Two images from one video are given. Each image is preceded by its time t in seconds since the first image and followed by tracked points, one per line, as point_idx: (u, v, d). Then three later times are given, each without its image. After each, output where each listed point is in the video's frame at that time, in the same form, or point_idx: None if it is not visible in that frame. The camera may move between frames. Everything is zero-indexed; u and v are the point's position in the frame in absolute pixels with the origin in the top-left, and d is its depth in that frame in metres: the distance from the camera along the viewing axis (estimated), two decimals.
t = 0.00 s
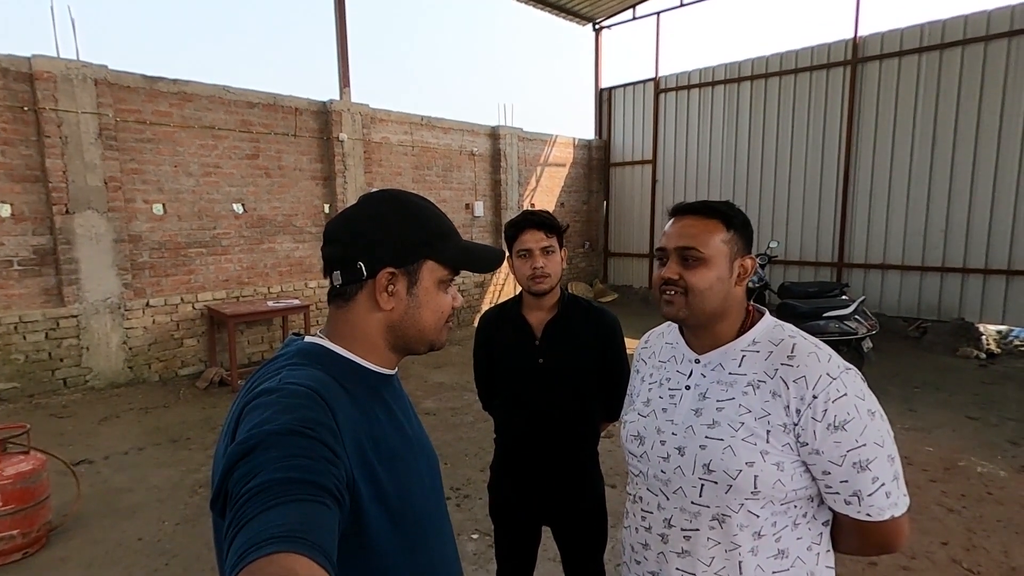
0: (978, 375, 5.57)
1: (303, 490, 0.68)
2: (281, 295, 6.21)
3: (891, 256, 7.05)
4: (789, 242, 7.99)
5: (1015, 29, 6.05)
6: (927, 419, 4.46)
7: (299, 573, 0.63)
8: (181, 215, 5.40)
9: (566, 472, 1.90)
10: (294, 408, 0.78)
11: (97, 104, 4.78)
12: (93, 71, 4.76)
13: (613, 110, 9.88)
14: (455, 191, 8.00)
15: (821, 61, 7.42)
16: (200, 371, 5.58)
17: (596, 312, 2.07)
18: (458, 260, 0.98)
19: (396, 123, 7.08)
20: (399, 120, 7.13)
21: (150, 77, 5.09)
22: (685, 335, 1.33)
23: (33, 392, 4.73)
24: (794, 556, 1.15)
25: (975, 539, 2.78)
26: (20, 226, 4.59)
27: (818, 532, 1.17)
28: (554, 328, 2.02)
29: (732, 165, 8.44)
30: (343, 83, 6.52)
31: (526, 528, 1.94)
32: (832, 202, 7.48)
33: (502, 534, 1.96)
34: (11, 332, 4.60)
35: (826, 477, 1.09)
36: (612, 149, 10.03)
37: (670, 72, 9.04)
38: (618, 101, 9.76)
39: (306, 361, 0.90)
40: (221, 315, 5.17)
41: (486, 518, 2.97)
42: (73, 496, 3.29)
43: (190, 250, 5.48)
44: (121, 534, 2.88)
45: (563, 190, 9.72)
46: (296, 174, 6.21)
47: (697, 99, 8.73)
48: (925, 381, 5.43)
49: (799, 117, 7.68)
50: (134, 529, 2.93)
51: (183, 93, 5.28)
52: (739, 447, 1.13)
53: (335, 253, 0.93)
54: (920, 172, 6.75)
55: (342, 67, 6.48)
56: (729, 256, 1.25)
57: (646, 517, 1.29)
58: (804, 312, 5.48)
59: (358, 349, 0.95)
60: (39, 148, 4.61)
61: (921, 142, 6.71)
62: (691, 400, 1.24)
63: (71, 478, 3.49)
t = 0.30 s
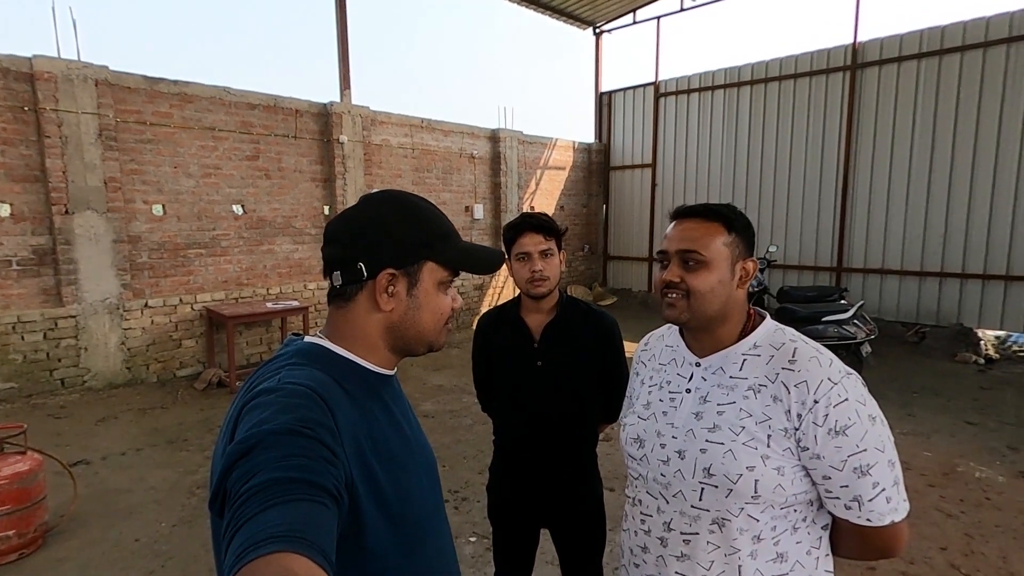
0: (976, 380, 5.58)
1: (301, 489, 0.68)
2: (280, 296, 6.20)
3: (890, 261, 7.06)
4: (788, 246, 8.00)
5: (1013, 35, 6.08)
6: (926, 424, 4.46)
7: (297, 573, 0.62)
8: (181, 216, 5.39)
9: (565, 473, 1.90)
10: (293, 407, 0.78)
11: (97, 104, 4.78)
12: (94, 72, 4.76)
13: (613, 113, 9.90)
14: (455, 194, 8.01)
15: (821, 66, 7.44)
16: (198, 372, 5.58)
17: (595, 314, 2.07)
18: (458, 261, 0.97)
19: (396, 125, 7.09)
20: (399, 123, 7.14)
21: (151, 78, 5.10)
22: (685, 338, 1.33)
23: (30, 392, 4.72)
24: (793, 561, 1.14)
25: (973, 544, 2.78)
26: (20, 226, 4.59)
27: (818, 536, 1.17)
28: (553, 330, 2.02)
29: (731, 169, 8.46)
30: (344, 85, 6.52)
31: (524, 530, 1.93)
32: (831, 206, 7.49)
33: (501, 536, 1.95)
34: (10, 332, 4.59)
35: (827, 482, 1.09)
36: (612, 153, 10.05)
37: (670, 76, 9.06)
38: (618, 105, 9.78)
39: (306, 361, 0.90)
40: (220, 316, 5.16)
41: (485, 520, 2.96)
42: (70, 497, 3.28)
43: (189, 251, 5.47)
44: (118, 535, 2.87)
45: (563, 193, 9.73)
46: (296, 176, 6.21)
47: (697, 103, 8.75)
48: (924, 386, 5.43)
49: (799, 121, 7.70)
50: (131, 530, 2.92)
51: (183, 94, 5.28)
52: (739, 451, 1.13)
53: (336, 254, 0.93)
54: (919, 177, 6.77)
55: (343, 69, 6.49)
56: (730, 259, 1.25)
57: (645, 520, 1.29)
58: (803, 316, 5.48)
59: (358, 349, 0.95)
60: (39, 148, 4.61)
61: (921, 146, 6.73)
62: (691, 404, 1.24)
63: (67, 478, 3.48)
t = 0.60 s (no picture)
0: (976, 378, 5.58)
1: (304, 488, 0.69)
2: (281, 297, 6.21)
3: (890, 260, 7.07)
4: (788, 246, 8.00)
5: (1012, 35, 6.08)
6: (925, 423, 4.47)
7: (304, 570, 0.63)
8: (181, 217, 5.40)
9: (566, 472, 1.90)
10: (295, 407, 0.78)
11: (97, 105, 4.78)
12: (94, 73, 4.77)
13: (612, 113, 9.90)
14: (455, 194, 8.01)
15: (820, 65, 7.44)
16: (199, 373, 5.58)
17: (594, 314, 2.07)
18: (458, 259, 0.98)
19: (396, 126, 7.09)
20: (399, 123, 7.14)
21: (150, 79, 5.10)
22: (686, 337, 1.34)
23: (31, 393, 4.72)
24: (796, 557, 1.15)
25: (973, 543, 2.78)
26: (20, 228, 4.59)
27: (820, 533, 1.17)
28: (554, 329, 2.02)
29: (731, 168, 8.46)
30: (343, 86, 6.53)
31: (525, 529, 1.93)
32: (831, 205, 7.50)
33: (502, 535, 1.96)
34: (10, 333, 4.59)
35: (829, 478, 1.09)
36: (612, 153, 10.05)
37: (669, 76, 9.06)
38: (617, 105, 9.78)
39: (307, 361, 0.90)
40: (220, 317, 5.16)
41: (486, 521, 2.96)
42: (72, 498, 3.28)
43: (189, 252, 5.47)
44: (119, 536, 2.88)
45: (563, 193, 9.73)
46: (296, 176, 6.22)
47: (697, 103, 8.75)
48: (923, 385, 5.43)
49: (798, 120, 7.70)
50: (132, 531, 2.92)
51: (183, 95, 5.29)
52: (742, 449, 1.14)
53: (335, 253, 0.93)
54: (918, 176, 6.77)
55: (342, 69, 6.49)
56: (732, 255, 1.25)
57: (648, 519, 1.30)
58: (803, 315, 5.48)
59: (359, 347, 0.95)
60: (39, 149, 4.61)
61: (920, 145, 6.73)
62: (693, 402, 1.24)
63: (68, 479, 3.48)
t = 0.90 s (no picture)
0: (977, 375, 5.59)
1: (304, 488, 0.69)
2: (281, 297, 6.21)
3: (890, 257, 7.06)
4: (788, 244, 8.00)
5: (1012, 31, 6.07)
6: (926, 420, 4.47)
7: (302, 570, 0.63)
8: (180, 218, 5.40)
9: (566, 471, 1.90)
10: (295, 406, 0.78)
11: (96, 106, 4.78)
12: (93, 74, 4.77)
13: (611, 111, 9.89)
14: (454, 193, 8.01)
15: (819, 63, 7.44)
16: (199, 374, 5.58)
17: (593, 312, 2.07)
18: (457, 258, 0.98)
19: (395, 125, 7.09)
20: (398, 123, 7.14)
21: (149, 80, 5.10)
22: (684, 333, 1.33)
23: (32, 395, 4.72)
24: (796, 551, 1.15)
25: (975, 539, 2.78)
26: (19, 229, 4.59)
27: (820, 527, 1.17)
28: (553, 328, 2.02)
29: (731, 166, 8.45)
30: (342, 85, 6.52)
31: (525, 528, 1.94)
32: (831, 203, 7.50)
33: (502, 534, 1.96)
34: (10, 335, 4.59)
35: (828, 470, 1.09)
36: (611, 151, 10.05)
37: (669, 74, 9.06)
38: (616, 103, 9.77)
39: (306, 359, 0.90)
40: (221, 318, 5.15)
41: (487, 519, 2.96)
42: (73, 499, 3.29)
43: (189, 252, 5.48)
44: (121, 536, 2.88)
45: (562, 191, 9.72)
46: (296, 176, 6.21)
47: (696, 101, 8.74)
48: (924, 382, 5.43)
49: (798, 117, 7.70)
50: (133, 532, 2.92)
51: (182, 95, 5.29)
52: (740, 441, 1.14)
53: (333, 253, 0.93)
54: (918, 173, 6.77)
55: (341, 69, 6.49)
56: (731, 254, 1.26)
57: (647, 514, 1.30)
58: (803, 313, 5.48)
59: (360, 348, 0.95)
60: (38, 151, 4.61)
61: (920, 142, 6.73)
62: (690, 395, 1.24)
63: (69, 480, 3.48)
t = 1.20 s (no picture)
0: (978, 374, 5.58)
1: (305, 487, 0.69)
2: (281, 296, 6.21)
3: (891, 256, 7.06)
4: (789, 243, 7.99)
5: (1013, 29, 6.06)
6: (927, 419, 4.46)
7: (301, 570, 0.63)
8: (181, 217, 5.40)
9: (566, 472, 1.90)
10: (295, 406, 0.78)
11: (97, 106, 4.78)
12: (93, 74, 4.77)
13: (612, 110, 9.89)
14: (455, 193, 8.01)
15: (820, 61, 7.43)
16: (200, 373, 5.59)
17: (594, 312, 2.07)
18: (457, 258, 0.98)
19: (395, 124, 7.09)
20: (399, 122, 7.13)
21: (150, 79, 5.10)
22: (682, 333, 1.33)
23: (33, 394, 4.73)
24: (795, 550, 1.15)
25: (976, 538, 2.78)
26: (21, 229, 4.60)
27: (819, 526, 1.17)
28: (553, 328, 2.02)
29: (731, 165, 8.45)
30: (343, 84, 6.52)
31: (525, 528, 1.94)
32: (831, 202, 7.49)
33: (501, 533, 1.96)
34: (12, 334, 4.60)
35: (827, 469, 1.09)
36: (612, 150, 10.04)
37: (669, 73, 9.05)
38: (617, 102, 9.76)
39: (306, 359, 0.90)
40: (221, 317, 5.15)
41: (488, 518, 2.96)
42: (74, 498, 3.29)
43: (190, 251, 5.48)
44: (122, 535, 2.89)
45: (563, 191, 9.72)
46: (296, 176, 6.21)
47: (697, 99, 8.73)
48: (925, 381, 5.42)
49: (798, 116, 7.69)
50: (135, 531, 2.93)
51: (182, 95, 5.29)
52: (738, 441, 1.14)
53: (334, 253, 0.93)
54: (919, 171, 6.76)
55: (341, 68, 6.49)
56: (728, 256, 1.26)
57: (646, 514, 1.30)
58: (804, 312, 5.47)
59: (358, 349, 0.95)
60: (39, 150, 4.62)
61: (921, 140, 6.72)
62: (689, 395, 1.24)
63: (70, 480, 3.49)
